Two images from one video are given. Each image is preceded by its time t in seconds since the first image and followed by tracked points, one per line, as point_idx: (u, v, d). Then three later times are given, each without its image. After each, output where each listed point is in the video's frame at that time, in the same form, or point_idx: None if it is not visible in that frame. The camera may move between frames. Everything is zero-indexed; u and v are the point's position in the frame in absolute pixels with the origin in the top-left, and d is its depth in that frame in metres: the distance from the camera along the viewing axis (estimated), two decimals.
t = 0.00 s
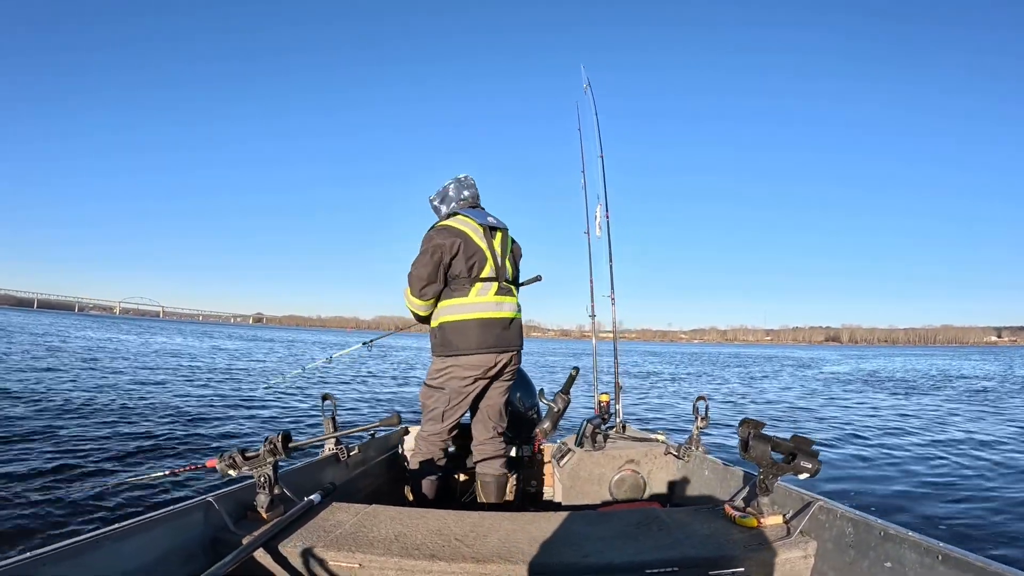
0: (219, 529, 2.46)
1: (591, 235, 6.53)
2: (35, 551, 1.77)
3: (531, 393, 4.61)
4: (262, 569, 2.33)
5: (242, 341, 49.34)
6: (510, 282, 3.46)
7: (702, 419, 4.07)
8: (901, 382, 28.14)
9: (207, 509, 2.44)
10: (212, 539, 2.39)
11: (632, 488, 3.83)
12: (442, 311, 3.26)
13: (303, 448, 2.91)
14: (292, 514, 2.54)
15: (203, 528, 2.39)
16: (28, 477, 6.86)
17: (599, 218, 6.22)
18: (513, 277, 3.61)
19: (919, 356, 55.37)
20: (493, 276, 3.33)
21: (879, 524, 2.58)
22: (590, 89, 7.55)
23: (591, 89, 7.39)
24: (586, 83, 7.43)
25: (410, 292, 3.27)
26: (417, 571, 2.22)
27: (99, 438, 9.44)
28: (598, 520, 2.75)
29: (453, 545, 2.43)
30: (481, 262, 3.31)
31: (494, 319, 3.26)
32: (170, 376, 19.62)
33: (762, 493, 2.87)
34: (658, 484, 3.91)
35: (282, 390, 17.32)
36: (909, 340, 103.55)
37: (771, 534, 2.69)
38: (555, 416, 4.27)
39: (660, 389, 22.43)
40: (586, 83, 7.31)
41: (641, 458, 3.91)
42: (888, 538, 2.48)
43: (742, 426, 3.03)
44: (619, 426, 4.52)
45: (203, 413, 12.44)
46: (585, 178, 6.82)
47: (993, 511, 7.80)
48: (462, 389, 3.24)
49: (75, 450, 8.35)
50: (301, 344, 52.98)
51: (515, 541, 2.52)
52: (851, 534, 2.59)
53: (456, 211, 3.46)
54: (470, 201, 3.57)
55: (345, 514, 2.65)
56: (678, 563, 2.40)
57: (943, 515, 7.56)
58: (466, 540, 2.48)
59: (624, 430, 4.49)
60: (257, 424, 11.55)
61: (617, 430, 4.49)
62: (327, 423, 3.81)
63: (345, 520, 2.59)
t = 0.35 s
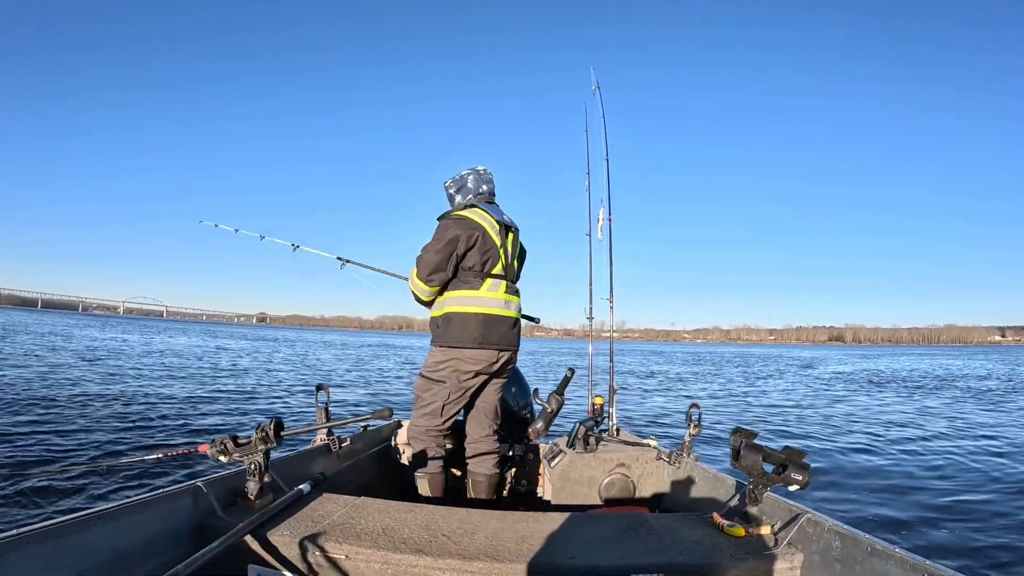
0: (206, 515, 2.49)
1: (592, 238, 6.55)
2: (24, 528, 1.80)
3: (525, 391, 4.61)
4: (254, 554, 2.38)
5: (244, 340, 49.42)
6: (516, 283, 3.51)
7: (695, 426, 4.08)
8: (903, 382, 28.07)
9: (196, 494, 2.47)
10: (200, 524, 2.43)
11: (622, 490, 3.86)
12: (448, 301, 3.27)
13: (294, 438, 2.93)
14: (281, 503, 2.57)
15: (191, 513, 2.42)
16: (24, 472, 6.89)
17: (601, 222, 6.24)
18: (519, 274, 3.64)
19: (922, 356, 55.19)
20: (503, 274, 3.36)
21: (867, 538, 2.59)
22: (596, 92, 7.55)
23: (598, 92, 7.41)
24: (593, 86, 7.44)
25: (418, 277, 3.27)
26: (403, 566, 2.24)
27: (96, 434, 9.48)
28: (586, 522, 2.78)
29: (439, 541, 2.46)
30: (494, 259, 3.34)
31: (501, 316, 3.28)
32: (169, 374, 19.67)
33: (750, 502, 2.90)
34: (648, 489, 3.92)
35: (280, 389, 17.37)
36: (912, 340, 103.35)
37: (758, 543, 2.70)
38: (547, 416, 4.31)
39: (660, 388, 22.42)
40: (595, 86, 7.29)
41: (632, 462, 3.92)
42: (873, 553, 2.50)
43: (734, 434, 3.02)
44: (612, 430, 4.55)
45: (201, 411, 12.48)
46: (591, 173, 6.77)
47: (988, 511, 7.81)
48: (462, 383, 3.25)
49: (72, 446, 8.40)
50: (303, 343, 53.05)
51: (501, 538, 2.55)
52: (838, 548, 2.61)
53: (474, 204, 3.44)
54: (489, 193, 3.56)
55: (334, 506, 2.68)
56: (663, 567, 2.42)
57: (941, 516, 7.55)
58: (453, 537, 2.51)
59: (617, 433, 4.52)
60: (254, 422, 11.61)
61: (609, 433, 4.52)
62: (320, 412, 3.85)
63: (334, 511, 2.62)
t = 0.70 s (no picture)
0: (205, 517, 2.51)
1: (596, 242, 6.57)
2: (21, 532, 1.81)
3: (523, 393, 4.61)
4: (252, 559, 2.38)
5: (249, 339, 49.62)
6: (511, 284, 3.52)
7: (694, 428, 4.07)
8: (907, 383, 28.07)
9: (195, 496, 2.49)
10: (198, 527, 2.44)
11: (621, 492, 3.86)
12: (442, 304, 3.28)
13: (293, 440, 2.93)
14: (280, 505, 2.59)
15: (190, 514, 2.44)
16: (29, 473, 6.94)
17: (603, 225, 6.26)
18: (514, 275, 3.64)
19: (929, 357, 54.93)
20: (498, 277, 3.37)
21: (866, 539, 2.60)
22: (596, 94, 7.57)
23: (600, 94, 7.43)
24: (595, 89, 7.46)
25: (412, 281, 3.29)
26: (403, 568, 2.25)
27: (97, 434, 9.50)
28: (585, 525, 2.78)
29: (439, 543, 2.46)
30: (489, 262, 3.34)
31: (497, 319, 3.30)
32: (174, 374, 19.75)
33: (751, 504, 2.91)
34: (647, 491, 3.93)
35: (284, 389, 17.42)
36: (917, 341, 103.01)
37: (758, 544, 2.72)
38: (546, 418, 4.31)
39: (662, 389, 22.42)
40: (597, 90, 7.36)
41: (632, 464, 3.92)
42: (873, 554, 2.50)
43: (734, 435, 3.00)
44: (612, 432, 4.55)
45: (205, 411, 12.54)
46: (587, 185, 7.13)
47: (990, 511, 7.78)
48: (465, 385, 3.25)
49: (76, 446, 8.44)
50: (309, 343, 53.28)
51: (500, 541, 2.55)
52: (838, 548, 2.62)
53: (469, 203, 3.42)
54: (485, 191, 3.54)
55: (332, 508, 2.69)
56: (661, 569, 2.43)
57: (943, 516, 7.55)
58: (452, 539, 2.51)
59: (617, 435, 4.52)
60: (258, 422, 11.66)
61: (609, 435, 4.52)
62: (319, 415, 3.86)
63: (332, 514, 2.63)
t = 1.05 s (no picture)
0: (221, 537, 2.49)
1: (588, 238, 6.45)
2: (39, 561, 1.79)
3: (531, 395, 4.58)
4: None
5: (261, 344, 49.97)
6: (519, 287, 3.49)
7: (705, 421, 4.01)
8: (921, 382, 27.78)
9: (209, 517, 2.46)
10: (214, 548, 2.41)
11: (635, 490, 3.80)
12: (451, 311, 3.23)
13: (304, 455, 2.92)
14: (295, 520, 2.56)
15: (205, 536, 2.41)
16: (43, 481, 6.97)
17: (598, 223, 6.19)
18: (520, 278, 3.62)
19: (945, 356, 54.23)
20: (507, 280, 3.35)
21: (884, 522, 2.54)
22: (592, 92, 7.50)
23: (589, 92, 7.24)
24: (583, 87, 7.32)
25: (419, 287, 3.24)
26: None
27: (107, 439, 9.51)
28: (600, 525, 2.73)
29: (455, 550, 2.42)
30: (497, 266, 3.32)
31: (509, 324, 3.27)
32: (186, 378, 19.87)
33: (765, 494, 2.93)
34: (660, 486, 3.87)
35: (295, 392, 17.48)
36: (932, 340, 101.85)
37: (775, 533, 2.68)
38: (557, 419, 4.29)
39: (673, 390, 22.28)
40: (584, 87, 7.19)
41: (643, 460, 3.86)
42: (891, 537, 2.43)
43: (744, 426, 3.10)
44: (622, 429, 4.50)
45: (217, 415, 12.59)
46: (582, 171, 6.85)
47: (1009, 512, 7.64)
48: (478, 393, 3.22)
49: (87, 452, 8.46)
50: (320, 347, 53.46)
51: (517, 544, 2.51)
52: (855, 532, 2.54)
53: (473, 207, 3.38)
54: (487, 194, 3.50)
55: (347, 522, 2.66)
56: (682, 567, 2.38)
57: (961, 516, 7.41)
58: (469, 545, 2.47)
59: (627, 433, 4.45)
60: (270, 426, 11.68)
61: (619, 432, 4.46)
62: (328, 429, 3.83)
63: (348, 527, 2.60)
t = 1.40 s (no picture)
0: (232, 540, 2.51)
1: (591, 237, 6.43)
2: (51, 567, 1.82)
3: (539, 395, 4.59)
4: None
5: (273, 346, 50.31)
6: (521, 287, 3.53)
7: (714, 418, 3.99)
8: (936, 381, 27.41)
9: (219, 521, 2.48)
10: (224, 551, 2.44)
11: (644, 488, 3.79)
12: (457, 311, 3.23)
13: (314, 458, 2.95)
14: (306, 522, 2.59)
15: (215, 539, 2.44)
16: (54, 484, 7.07)
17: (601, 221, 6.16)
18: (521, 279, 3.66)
19: (961, 355, 53.43)
20: (512, 281, 3.39)
21: (893, 517, 2.52)
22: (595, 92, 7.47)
23: (591, 92, 7.08)
24: (586, 87, 7.10)
25: (428, 285, 3.18)
26: None
27: (117, 441, 9.61)
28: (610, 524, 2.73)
29: (466, 551, 2.43)
30: (502, 266, 3.37)
31: (514, 324, 3.30)
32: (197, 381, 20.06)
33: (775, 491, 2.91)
34: (669, 484, 3.87)
35: (305, 395, 17.61)
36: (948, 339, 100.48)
37: (786, 530, 2.68)
38: (565, 419, 4.29)
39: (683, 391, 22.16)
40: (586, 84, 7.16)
41: (652, 458, 3.85)
42: (900, 532, 2.43)
43: (753, 424, 3.08)
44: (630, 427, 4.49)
45: (227, 418, 12.70)
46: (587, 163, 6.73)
47: None
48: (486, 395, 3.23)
49: (98, 455, 8.56)
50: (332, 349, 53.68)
51: (527, 544, 2.52)
52: (866, 529, 2.53)
53: (479, 206, 3.39)
54: (490, 193, 3.52)
55: (357, 523, 2.68)
56: (692, 565, 2.38)
57: (976, 516, 7.31)
58: (478, 546, 2.48)
59: (635, 430, 4.45)
60: (279, 429, 11.78)
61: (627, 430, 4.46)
62: (337, 431, 3.86)
63: (358, 529, 2.62)
